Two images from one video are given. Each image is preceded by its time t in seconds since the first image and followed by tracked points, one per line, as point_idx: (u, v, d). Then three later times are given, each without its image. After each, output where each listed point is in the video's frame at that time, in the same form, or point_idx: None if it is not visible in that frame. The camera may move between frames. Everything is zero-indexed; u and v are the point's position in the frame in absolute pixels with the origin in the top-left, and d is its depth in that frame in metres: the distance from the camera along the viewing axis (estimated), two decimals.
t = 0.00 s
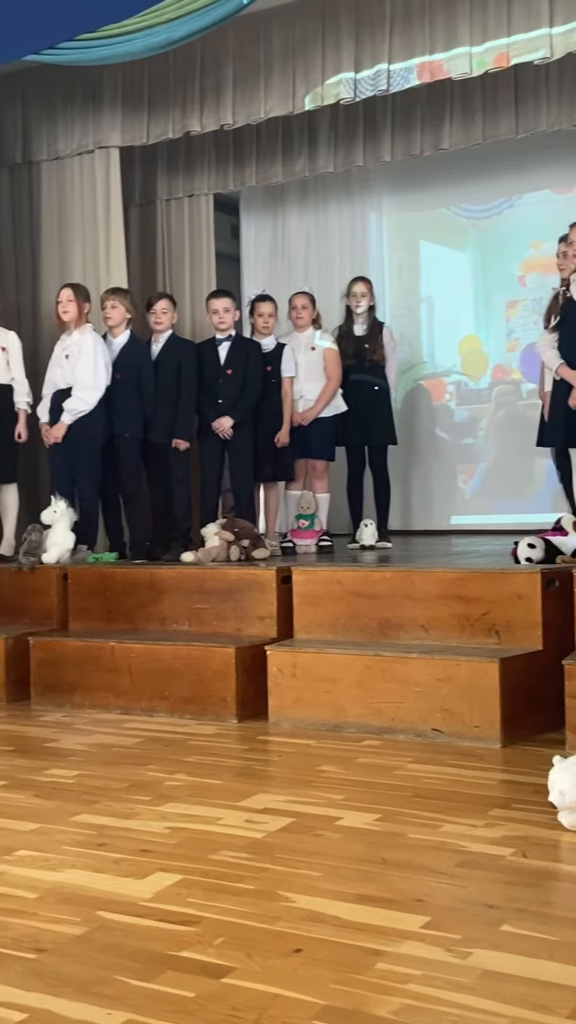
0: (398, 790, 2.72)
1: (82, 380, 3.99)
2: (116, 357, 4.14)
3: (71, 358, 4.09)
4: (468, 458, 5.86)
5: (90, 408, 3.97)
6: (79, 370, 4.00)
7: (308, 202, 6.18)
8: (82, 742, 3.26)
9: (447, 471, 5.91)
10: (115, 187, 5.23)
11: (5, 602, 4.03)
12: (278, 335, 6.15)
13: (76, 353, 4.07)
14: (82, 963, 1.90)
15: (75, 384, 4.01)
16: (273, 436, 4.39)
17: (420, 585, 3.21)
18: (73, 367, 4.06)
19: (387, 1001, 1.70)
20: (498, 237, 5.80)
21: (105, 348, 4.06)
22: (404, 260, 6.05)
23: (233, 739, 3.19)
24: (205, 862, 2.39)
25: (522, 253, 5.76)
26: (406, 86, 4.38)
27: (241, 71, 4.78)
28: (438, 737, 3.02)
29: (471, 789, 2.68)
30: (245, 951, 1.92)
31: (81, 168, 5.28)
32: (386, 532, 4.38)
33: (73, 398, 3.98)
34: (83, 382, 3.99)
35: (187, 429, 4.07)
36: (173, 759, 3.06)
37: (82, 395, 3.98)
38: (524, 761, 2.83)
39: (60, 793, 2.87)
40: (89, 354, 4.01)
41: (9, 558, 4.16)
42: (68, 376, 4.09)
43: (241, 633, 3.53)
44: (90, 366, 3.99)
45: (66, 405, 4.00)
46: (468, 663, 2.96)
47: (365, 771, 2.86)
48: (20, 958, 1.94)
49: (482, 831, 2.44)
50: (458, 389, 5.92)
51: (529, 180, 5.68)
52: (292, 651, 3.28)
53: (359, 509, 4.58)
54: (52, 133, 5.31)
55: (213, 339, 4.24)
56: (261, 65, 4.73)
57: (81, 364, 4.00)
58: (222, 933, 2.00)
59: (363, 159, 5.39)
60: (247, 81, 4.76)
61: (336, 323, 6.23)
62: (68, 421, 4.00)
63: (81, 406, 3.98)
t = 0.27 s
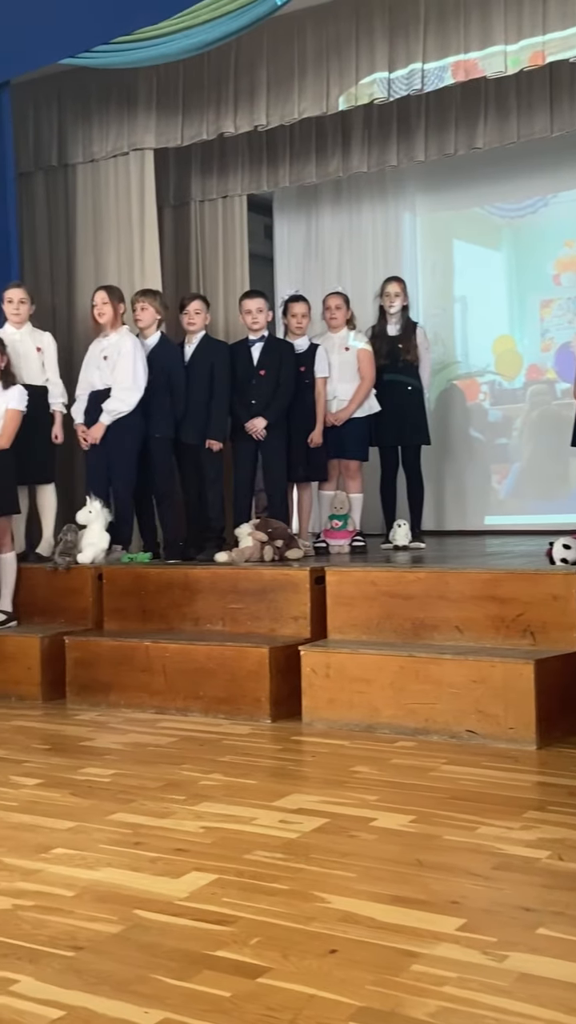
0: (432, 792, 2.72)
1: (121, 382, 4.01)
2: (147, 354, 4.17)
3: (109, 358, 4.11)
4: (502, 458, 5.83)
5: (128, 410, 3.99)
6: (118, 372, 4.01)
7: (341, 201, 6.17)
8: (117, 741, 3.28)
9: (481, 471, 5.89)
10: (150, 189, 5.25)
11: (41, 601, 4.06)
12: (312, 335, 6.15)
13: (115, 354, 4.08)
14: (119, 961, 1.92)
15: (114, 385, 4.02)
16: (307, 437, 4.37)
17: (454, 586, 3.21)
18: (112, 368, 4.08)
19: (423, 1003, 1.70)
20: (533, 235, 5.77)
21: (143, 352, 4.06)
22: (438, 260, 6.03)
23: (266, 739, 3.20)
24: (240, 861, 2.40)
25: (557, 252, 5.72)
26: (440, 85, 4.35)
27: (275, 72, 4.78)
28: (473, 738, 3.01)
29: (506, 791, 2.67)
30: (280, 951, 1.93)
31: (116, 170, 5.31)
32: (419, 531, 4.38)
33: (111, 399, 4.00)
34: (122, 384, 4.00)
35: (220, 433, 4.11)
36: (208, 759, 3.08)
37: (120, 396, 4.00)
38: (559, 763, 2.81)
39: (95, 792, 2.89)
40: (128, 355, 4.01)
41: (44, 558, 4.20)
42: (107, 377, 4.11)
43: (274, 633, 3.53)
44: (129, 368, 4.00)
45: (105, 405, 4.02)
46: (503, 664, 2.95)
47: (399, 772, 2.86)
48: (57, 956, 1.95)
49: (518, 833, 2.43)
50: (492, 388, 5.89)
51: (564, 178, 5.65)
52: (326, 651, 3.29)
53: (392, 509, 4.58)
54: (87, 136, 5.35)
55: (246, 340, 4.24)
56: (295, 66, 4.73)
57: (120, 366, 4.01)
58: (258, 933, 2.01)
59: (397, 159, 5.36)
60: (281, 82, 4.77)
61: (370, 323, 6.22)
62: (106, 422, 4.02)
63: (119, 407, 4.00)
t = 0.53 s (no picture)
0: (466, 792, 2.72)
1: (159, 383, 4.05)
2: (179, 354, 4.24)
3: (146, 359, 4.15)
4: (536, 458, 5.81)
5: (167, 410, 4.04)
6: (157, 374, 4.06)
7: (374, 202, 6.17)
8: (151, 740, 3.31)
9: (514, 471, 5.87)
10: (184, 190, 5.27)
11: (76, 601, 4.09)
12: (344, 335, 6.14)
13: (152, 355, 4.12)
14: (156, 958, 1.93)
15: (152, 386, 4.07)
16: (340, 437, 4.38)
17: (488, 586, 3.20)
18: (150, 369, 4.12)
19: (459, 1004, 1.70)
20: (567, 234, 5.73)
21: (179, 353, 4.10)
22: (471, 259, 6.01)
23: (300, 738, 3.21)
24: (274, 860, 2.41)
25: None
26: (474, 84, 4.33)
27: (309, 73, 4.78)
28: (507, 739, 3.01)
29: (540, 792, 2.66)
30: (315, 950, 1.94)
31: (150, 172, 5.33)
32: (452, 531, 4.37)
33: (150, 399, 4.05)
34: (161, 386, 4.05)
35: (255, 431, 4.11)
36: (242, 757, 3.09)
37: (159, 397, 4.05)
38: None
39: (131, 789, 2.92)
40: (166, 358, 4.06)
41: (80, 558, 4.23)
42: (144, 378, 4.16)
43: (308, 632, 3.54)
44: (167, 370, 4.05)
45: (144, 406, 4.07)
46: (537, 665, 2.95)
47: (433, 772, 2.86)
48: (94, 952, 1.97)
49: (553, 834, 2.43)
50: (525, 388, 5.86)
51: None
52: (360, 651, 3.29)
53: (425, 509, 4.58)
54: (122, 139, 5.38)
55: (278, 340, 4.25)
56: (329, 67, 4.72)
57: (159, 367, 4.06)
58: (293, 932, 2.02)
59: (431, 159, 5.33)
60: (315, 83, 4.76)
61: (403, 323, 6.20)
62: (144, 422, 4.06)
63: (158, 407, 4.05)
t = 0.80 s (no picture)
0: (500, 792, 2.73)
1: (195, 384, 4.07)
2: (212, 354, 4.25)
3: (182, 359, 4.18)
4: (569, 457, 5.78)
5: (203, 411, 4.05)
6: (193, 375, 4.08)
7: (407, 200, 6.15)
8: (185, 737, 3.34)
9: (548, 471, 5.84)
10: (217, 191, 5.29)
11: (111, 600, 4.13)
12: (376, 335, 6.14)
13: (187, 355, 4.16)
14: (192, 955, 1.96)
15: (188, 387, 4.08)
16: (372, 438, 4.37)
17: (521, 586, 3.20)
18: (186, 369, 4.15)
19: (494, 1005, 1.71)
20: None
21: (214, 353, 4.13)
22: (505, 258, 5.98)
23: (333, 737, 3.23)
24: (309, 859, 2.43)
25: None
26: (507, 84, 4.30)
27: (342, 72, 4.78)
28: (540, 739, 3.01)
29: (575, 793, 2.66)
30: (350, 949, 1.95)
31: (184, 173, 5.36)
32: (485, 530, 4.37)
33: (186, 400, 4.06)
34: (197, 387, 4.06)
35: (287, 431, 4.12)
36: (275, 756, 3.11)
37: (194, 398, 4.07)
38: None
39: (165, 787, 2.95)
40: (201, 358, 4.08)
41: (114, 557, 4.26)
42: (180, 378, 4.19)
43: (341, 631, 3.56)
44: (203, 371, 4.07)
45: (179, 406, 4.09)
46: (572, 666, 2.94)
47: (466, 772, 2.87)
48: (131, 949, 2.00)
49: None
50: (559, 387, 5.84)
51: None
52: (393, 650, 3.30)
53: (458, 508, 4.58)
54: (156, 140, 5.42)
55: (309, 341, 4.27)
56: (362, 66, 4.72)
57: (194, 368, 4.07)
58: (328, 931, 2.04)
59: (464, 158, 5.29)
60: (348, 83, 4.76)
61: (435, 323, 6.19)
62: (180, 422, 4.07)
63: (193, 407, 4.07)
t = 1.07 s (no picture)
0: (534, 793, 2.71)
1: (227, 384, 4.09)
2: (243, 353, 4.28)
3: (214, 358, 4.18)
4: None
5: (236, 410, 4.07)
6: (225, 375, 4.09)
7: (439, 197, 6.10)
8: (218, 736, 3.35)
9: None
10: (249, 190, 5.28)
11: (144, 599, 4.15)
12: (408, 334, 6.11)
13: (219, 354, 4.16)
14: (225, 953, 1.96)
15: (221, 387, 4.10)
16: (403, 436, 4.38)
17: (555, 586, 3.18)
18: (218, 369, 4.15)
19: (529, 1007, 1.71)
20: None
21: (245, 353, 4.16)
22: (537, 256, 5.94)
23: (365, 736, 3.23)
24: (342, 858, 2.43)
25: None
26: (542, 80, 4.28)
27: (374, 70, 4.76)
28: (574, 740, 2.99)
29: None
30: (383, 949, 1.95)
31: (216, 172, 5.37)
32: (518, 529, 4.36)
33: (218, 400, 4.09)
34: (229, 386, 4.09)
35: (317, 430, 4.13)
36: (307, 755, 3.12)
37: (227, 398, 4.09)
38: None
39: (198, 785, 2.96)
40: (233, 358, 4.10)
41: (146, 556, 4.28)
42: (212, 377, 4.19)
43: (373, 631, 3.55)
44: (235, 371, 4.09)
45: (212, 406, 4.10)
46: None
47: (500, 773, 2.86)
48: (165, 946, 2.01)
49: None
50: None
51: None
52: (425, 650, 3.29)
53: (491, 507, 4.57)
54: (188, 140, 5.43)
55: (339, 340, 4.26)
56: (394, 59, 4.69)
57: (227, 367, 4.09)
58: (361, 931, 2.04)
59: (497, 156, 5.23)
60: (381, 81, 4.74)
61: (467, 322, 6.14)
62: (213, 421, 4.09)
63: (225, 407, 4.08)
